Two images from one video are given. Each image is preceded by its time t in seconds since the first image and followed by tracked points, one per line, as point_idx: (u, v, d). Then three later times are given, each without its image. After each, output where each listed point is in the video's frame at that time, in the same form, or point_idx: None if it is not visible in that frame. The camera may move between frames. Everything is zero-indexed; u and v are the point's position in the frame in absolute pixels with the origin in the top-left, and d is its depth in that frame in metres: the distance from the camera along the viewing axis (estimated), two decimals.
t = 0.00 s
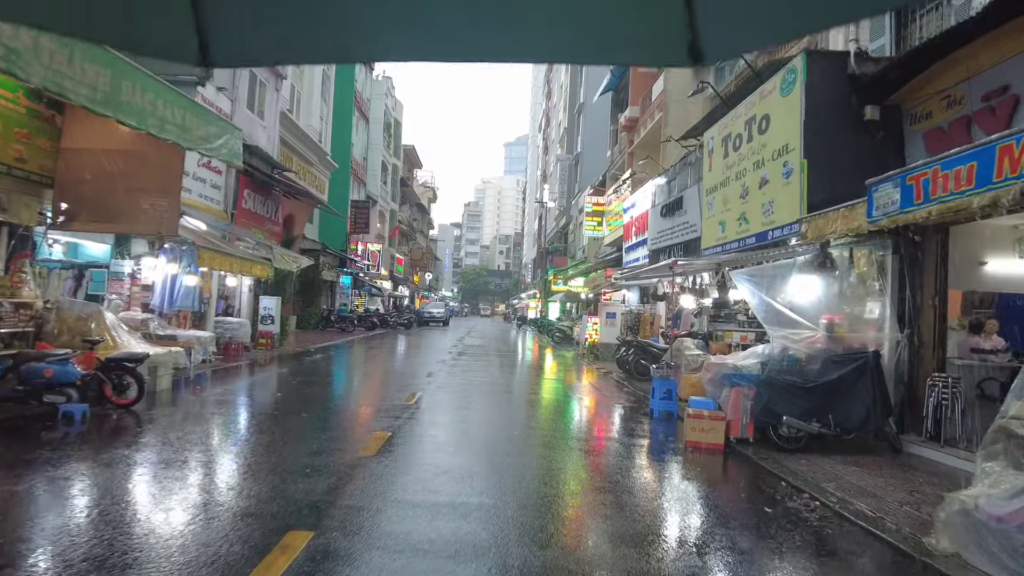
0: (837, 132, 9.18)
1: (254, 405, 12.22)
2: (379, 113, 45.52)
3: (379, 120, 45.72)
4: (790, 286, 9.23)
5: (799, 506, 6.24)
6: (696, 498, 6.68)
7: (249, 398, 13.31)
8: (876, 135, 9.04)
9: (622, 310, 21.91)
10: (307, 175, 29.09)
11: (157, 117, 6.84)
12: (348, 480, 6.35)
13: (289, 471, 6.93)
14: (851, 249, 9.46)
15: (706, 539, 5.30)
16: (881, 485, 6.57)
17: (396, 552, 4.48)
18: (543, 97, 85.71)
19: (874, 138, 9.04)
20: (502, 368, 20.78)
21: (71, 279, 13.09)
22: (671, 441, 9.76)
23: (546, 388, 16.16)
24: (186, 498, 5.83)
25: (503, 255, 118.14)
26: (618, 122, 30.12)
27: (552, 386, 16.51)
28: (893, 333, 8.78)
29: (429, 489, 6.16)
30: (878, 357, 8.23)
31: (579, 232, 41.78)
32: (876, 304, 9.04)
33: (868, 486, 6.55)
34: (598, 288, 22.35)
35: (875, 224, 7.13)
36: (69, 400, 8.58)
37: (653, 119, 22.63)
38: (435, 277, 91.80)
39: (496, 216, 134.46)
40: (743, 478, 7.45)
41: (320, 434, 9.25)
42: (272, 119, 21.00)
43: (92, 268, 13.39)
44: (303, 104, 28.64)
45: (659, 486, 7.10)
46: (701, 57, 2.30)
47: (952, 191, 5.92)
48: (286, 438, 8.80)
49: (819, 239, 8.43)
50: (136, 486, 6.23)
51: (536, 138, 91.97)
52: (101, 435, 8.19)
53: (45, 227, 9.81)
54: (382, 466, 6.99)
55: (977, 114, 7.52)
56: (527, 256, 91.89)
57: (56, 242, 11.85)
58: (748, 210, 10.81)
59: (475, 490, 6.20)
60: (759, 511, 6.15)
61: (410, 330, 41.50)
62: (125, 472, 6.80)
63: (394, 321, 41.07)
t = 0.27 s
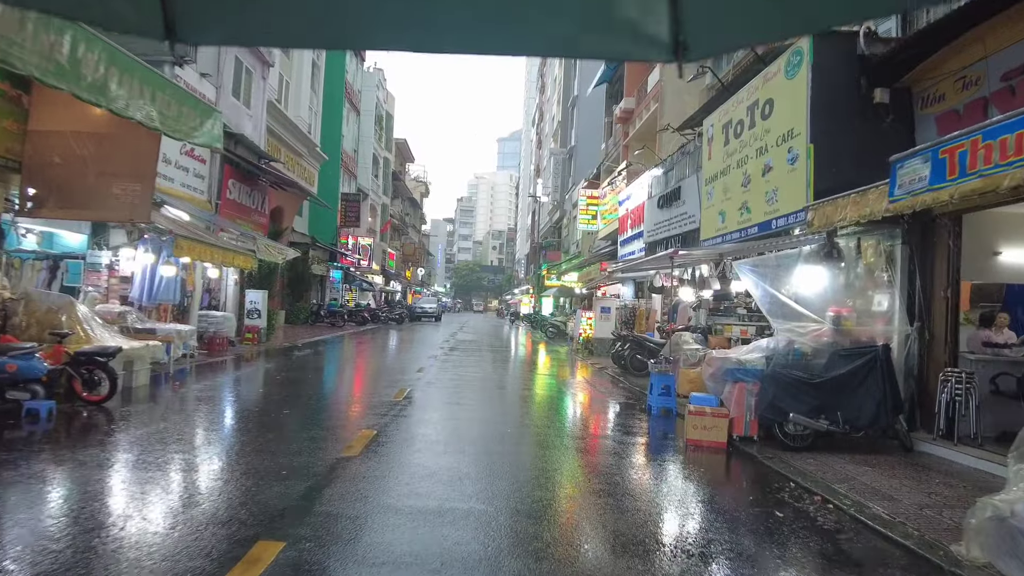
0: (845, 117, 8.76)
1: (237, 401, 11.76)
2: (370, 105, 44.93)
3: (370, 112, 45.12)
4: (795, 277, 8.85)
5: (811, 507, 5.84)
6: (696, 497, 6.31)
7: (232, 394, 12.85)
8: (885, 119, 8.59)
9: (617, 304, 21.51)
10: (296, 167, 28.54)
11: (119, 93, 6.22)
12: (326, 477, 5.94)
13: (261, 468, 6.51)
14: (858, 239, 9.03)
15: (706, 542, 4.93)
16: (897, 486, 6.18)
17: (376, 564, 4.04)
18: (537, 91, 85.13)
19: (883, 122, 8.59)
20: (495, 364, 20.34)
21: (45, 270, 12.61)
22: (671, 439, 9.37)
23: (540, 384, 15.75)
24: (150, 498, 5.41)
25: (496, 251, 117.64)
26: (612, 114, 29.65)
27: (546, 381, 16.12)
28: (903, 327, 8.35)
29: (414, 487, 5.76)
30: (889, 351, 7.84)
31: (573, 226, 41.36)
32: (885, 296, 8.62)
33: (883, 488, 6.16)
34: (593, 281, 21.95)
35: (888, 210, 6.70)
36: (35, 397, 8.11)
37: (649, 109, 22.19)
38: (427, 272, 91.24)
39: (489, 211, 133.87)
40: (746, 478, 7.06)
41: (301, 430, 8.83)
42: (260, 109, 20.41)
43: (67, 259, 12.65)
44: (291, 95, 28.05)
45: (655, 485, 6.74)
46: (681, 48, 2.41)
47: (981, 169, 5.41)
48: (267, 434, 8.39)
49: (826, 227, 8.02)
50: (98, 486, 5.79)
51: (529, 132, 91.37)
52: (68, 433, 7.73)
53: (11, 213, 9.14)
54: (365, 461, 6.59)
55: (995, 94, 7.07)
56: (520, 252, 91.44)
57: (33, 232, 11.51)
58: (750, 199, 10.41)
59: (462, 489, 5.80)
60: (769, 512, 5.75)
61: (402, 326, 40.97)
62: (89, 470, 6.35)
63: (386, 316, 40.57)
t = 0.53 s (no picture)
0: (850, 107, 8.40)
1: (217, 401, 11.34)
2: (359, 96, 44.29)
3: (360, 104, 44.48)
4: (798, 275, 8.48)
5: (821, 519, 5.49)
6: (695, 506, 5.97)
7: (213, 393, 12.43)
8: (893, 109, 7.90)
9: (610, 300, 21.16)
10: (282, 158, 27.97)
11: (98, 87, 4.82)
12: (304, 486, 5.56)
13: (235, 473, 6.13)
14: (863, 235, 8.69)
15: (711, 558, 4.58)
16: (908, 497, 5.84)
17: None
18: (528, 84, 84.56)
19: (892, 113, 7.90)
20: (485, 361, 19.96)
21: (14, 266, 12.13)
22: (666, 442, 9.03)
23: (531, 382, 15.38)
24: (106, 510, 4.99)
25: (487, 245, 117.15)
26: (605, 107, 29.22)
27: (536, 379, 15.76)
28: (910, 327, 8.03)
29: (398, 496, 5.38)
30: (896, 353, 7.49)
31: (565, 221, 40.98)
32: (891, 294, 8.27)
33: (894, 499, 5.82)
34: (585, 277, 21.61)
35: (899, 205, 6.33)
36: None
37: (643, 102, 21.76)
38: (418, 265, 90.70)
39: (481, 205, 133.27)
40: (748, 485, 6.71)
41: (281, 432, 8.44)
42: (244, 98, 19.85)
43: (39, 255, 12.39)
44: (277, 85, 27.45)
45: (651, 492, 6.39)
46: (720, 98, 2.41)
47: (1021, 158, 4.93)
48: (245, 436, 7.99)
49: (832, 222, 7.65)
50: (56, 496, 5.38)
51: (521, 125, 90.80)
52: (30, 438, 7.29)
53: None
54: (347, 468, 6.21)
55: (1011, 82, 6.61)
56: (512, 246, 91.03)
57: None
58: (750, 192, 10.05)
59: (449, 498, 5.43)
60: (776, 524, 5.39)
61: (392, 321, 40.50)
62: (47, 477, 5.93)
63: (375, 311, 40.10)
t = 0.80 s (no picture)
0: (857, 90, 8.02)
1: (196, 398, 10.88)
2: (349, 88, 43.70)
3: (350, 96, 43.88)
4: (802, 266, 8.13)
5: (832, 522, 5.13)
6: (696, 507, 5.57)
7: (193, 389, 11.96)
8: (902, 92, 7.71)
9: (604, 294, 20.78)
10: (270, 150, 27.42)
11: (44, 51, 5.89)
12: (277, 491, 5.14)
13: (205, 475, 5.71)
14: (870, 223, 8.34)
15: (718, 569, 4.19)
16: (925, 500, 5.48)
17: None
18: (521, 77, 83.93)
19: (900, 96, 7.72)
20: (477, 356, 19.59)
21: None
22: (664, 440, 8.64)
23: (523, 377, 15.02)
24: (55, 515, 4.56)
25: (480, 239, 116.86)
26: (599, 98, 28.78)
27: (529, 374, 15.34)
28: (918, 319, 7.62)
29: (378, 503, 4.97)
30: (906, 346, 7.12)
31: (558, 214, 40.57)
32: (899, 285, 7.88)
33: (908, 501, 5.47)
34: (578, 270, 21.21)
35: (914, 188, 5.91)
36: None
37: (637, 91, 21.34)
38: (410, 260, 90.13)
39: (473, 200, 132.81)
40: (751, 485, 6.35)
41: (260, 430, 8.01)
42: (229, 87, 19.33)
43: (10, 245, 11.34)
44: (264, 74, 26.90)
45: (649, 492, 5.99)
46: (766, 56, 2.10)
47: None
48: (221, 435, 7.57)
49: (838, 209, 7.27)
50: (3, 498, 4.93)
51: (514, 118, 90.19)
52: None
53: None
54: (325, 471, 5.79)
55: None
56: (505, 241, 90.56)
57: None
58: (750, 180, 9.67)
59: (433, 504, 5.01)
60: (785, 528, 5.03)
61: (384, 315, 40.04)
62: None
63: (366, 306, 39.59)
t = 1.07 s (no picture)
0: (866, 80, 7.64)
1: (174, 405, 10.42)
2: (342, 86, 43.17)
3: (342, 94, 43.34)
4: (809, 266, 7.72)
5: (851, 545, 4.72)
6: (701, 526, 5.13)
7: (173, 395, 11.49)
8: (915, 82, 7.38)
9: (600, 293, 20.38)
10: (259, 148, 26.90)
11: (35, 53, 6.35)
12: (245, 515, 4.70)
13: (170, 492, 5.29)
14: (880, 220, 7.94)
15: None
16: (951, 519, 5.07)
17: None
18: (516, 75, 83.41)
19: (913, 86, 7.37)
20: (471, 358, 19.17)
21: None
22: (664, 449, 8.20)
23: (518, 379, 14.62)
24: None
25: (475, 239, 116.41)
26: (595, 94, 28.31)
27: (525, 377, 14.90)
28: (932, 322, 7.23)
29: (353, 531, 4.51)
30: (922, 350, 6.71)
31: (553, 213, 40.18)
32: (912, 286, 7.49)
33: (933, 521, 5.06)
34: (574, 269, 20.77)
35: (935, 182, 5.48)
36: None
37: (634, 87, 20.89)
38: (405, 260, 89.62)
39: (468, 199, 132.32)
40: (759, 500, 5.94)
41: (238, 440, 7.57)
42: (216, 83, 18.84)
43: None
44: (253, 71, 26.39)
45: (649, 509, 5.55)
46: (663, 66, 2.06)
47: None
48: (196, 445, 7.13)
49: (849, 205, 6.85)
50: None
51: (509, 117, 89.65)
52: None
53: None
54: (301, 490, 5.34)
55: None
56: (500, 240, 90.08)
57: None
58: (754, 175, 9.26)
59: (415, 531, 4.56)
60: (801, 551, 4.61)
61: (377, 316, 39.58)
62: None
63: (359, 306, 39.11)
